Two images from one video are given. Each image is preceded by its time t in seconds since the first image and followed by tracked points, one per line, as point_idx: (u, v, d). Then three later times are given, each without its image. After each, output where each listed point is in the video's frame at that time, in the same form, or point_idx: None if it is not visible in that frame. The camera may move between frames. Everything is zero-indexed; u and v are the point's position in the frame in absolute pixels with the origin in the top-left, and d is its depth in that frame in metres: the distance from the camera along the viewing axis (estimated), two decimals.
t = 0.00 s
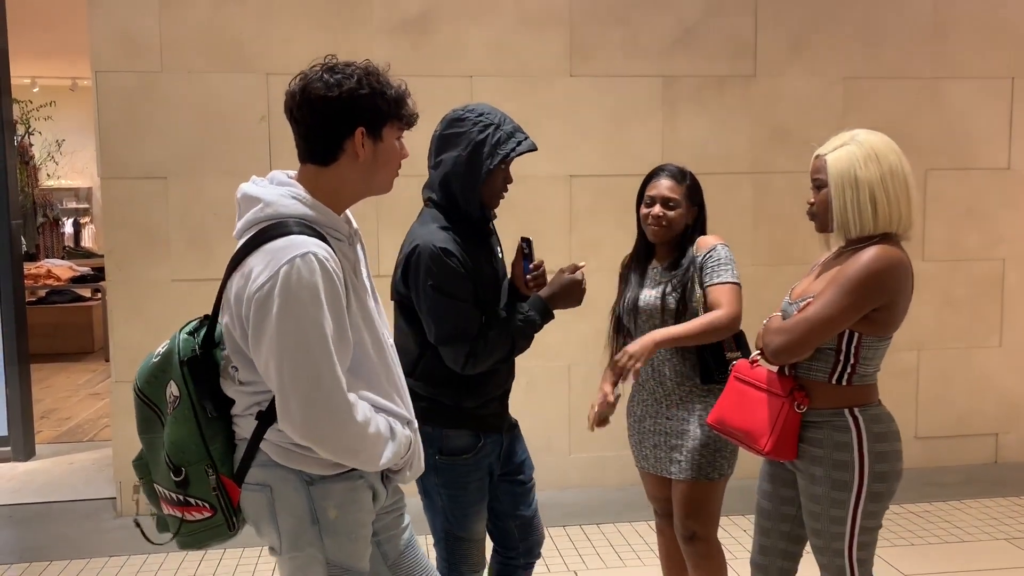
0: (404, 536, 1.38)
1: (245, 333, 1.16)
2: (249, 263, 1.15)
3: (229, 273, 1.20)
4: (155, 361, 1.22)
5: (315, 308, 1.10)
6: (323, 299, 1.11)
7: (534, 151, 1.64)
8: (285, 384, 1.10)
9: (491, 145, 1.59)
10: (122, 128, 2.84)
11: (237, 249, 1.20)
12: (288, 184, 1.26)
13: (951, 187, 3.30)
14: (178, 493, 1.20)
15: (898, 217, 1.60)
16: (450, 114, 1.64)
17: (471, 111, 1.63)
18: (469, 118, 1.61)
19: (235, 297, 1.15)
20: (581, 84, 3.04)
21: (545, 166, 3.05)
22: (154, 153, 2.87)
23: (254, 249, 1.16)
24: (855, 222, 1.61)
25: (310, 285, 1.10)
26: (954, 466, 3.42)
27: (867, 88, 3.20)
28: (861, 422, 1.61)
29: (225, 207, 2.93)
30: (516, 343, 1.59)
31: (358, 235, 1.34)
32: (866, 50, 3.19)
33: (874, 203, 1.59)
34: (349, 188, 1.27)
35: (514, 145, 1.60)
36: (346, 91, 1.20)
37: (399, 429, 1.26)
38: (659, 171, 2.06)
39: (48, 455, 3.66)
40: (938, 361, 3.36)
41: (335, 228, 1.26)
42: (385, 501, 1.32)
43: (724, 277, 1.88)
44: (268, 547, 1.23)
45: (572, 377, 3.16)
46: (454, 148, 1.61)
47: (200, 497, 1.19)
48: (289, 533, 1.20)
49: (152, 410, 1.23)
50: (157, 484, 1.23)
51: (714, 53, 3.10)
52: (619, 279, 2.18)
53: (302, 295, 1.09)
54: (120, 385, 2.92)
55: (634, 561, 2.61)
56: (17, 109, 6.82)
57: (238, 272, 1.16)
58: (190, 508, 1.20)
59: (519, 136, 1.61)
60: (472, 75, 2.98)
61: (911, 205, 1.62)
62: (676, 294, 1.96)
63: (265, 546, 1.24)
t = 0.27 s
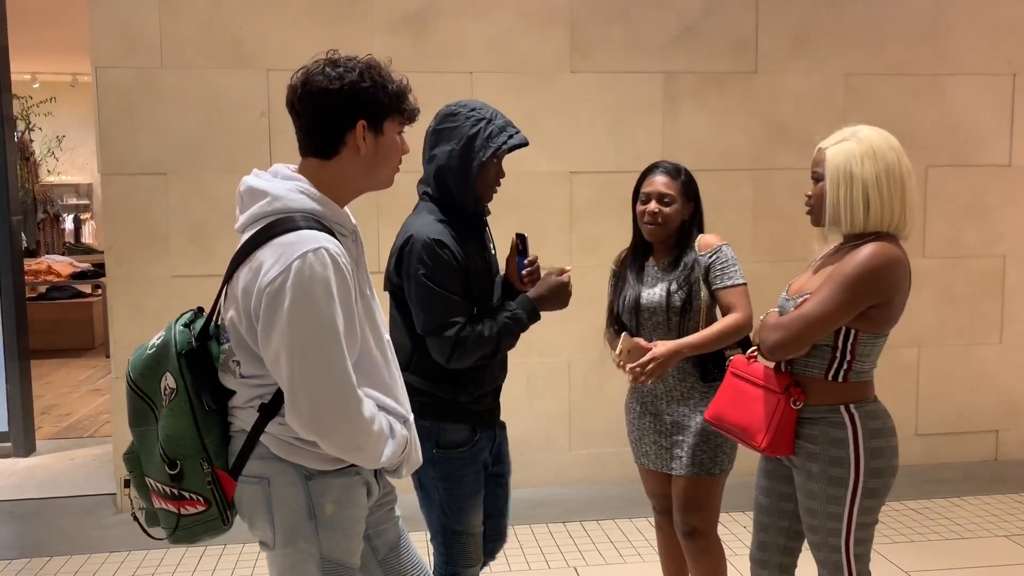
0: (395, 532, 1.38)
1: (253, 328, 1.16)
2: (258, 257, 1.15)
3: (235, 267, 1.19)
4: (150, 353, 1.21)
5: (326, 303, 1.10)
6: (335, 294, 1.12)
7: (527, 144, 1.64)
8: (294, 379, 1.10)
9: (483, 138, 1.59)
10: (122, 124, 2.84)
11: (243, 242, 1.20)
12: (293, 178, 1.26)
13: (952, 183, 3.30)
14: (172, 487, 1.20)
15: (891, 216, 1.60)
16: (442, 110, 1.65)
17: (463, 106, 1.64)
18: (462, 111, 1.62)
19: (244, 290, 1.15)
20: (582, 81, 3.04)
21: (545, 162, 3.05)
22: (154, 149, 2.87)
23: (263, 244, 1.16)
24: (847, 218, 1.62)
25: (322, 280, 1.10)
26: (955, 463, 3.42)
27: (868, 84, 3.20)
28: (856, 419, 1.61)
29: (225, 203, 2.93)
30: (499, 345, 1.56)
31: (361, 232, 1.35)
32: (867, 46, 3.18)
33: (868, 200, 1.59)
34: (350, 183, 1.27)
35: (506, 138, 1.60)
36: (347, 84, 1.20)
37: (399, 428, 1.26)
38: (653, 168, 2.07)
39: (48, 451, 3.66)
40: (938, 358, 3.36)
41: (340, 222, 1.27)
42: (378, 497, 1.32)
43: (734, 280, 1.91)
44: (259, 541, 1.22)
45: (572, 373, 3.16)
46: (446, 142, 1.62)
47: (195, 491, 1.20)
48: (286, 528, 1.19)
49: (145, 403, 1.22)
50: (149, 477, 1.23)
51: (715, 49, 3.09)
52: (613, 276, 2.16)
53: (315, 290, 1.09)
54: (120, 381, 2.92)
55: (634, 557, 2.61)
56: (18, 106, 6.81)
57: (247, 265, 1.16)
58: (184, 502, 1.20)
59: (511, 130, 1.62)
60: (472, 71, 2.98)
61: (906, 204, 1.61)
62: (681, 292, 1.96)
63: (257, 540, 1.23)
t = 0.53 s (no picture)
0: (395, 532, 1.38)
1: (255, 325, 1.16)
2: (261, 254, 1.15)
3: (238, 264, 1.19)
4: (152, 351, 1.21)
5: (329, 300, 1.10)
6: (337, 292, 1.12)
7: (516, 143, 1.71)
8: (296, 376, 1.10)
9: (478, 136, 1.65)
10: (122, 122, 2.84)
11: (246, 240, 1.20)
12: (295, 176, 1.26)
13: (952, 183, 3.29)
14: (173, 485, 1.21)
15: (887, 215, 1.60)
16: (437, 109, 1.70)
17: (457, 106, 1.70)
18: (457, 110, 1.68)
19: (246, 288, 1.15)
20: (582, 79, 3.04)
21: (545, 161, 3.05)
22: (154, 147, 2.87)
23: (265, 241, 1.16)
24: (845, 217, 1.62)
25: (325, 277, 1.10)
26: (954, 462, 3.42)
27: (868, 83, 3.20)
28: (852, 417, 1.61)
29: (225, 201, 2.93)
30: (444, 355, 1.52)
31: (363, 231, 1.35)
32: (868, 45, 3.18)
33: (865, 199, 1.59)
34: (350, 181, 1.27)
35: (499, 136, 1.67)
36: (349, 81, 1.20)
37: (400, 427, 1.26)
38: (649, 167, 2.07)
39: (48, 449, 3.66)
40: (938, 357, 3.36)
41: (342, 220, 1.27)
42: (378, 496, 1.32)
43: (733, 279, 1.92)
44: (260, 538, 1.22)
45: (572, 372, 3.16)
46: (442, 138, 1.66)
47: (196, 488, 1.20)
48: (286, 525, 1.20)
49: (147, 400, 1.22)
50: (151, 474, 1.23)
51: (716, 49, 3.09)
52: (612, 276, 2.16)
53: (317, 287, 1.09)
54: (120, 379, 2.93)
55: (635, 556, 2.61)
56: (18, 104, 6.82)
57: (250, 262, 1.16)
58: (185, 500, 1.21)
59: (502, 128, 1.68)
60: (473, 70, 2.98)
61: (904, 203, 1.61)
62: (682, 291, 1.96)
63: (258, 538, 1.23)
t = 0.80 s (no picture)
0: (398, 532, 1.38)
1: (255, 322, 1.16)
2: (261, 251, 1.15)
3: (239, 262, 1.19)
4: (157, 348, 1.21)
5: (328, 298, 1.10)
6: (337, 290, 1.12)
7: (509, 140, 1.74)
8: (296, 374, 1.10)
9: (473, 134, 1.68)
10: (124, 122, 2.84)
11: (248, 237, 1.20)
12: (298, 175, 1.26)
13: (953, 184, 3.29)
14: (175, 482, 1.20)
15: (886, 213, 1.59)
16: (431, 110, 1.72)
17: (451, 106, 1.72)
18: (452, 109, 1.71)
19: (247, 285, 1.15)
20: (583, 80, 3.04)
21: (546, 161, 3.05)
22: (156, 147, 2.87)
23: (266, 239, 1.16)
24: (843, 217, 1.62)
25: (324, 275, 1.10)
26: (955, 464, 3.41)
27: (869, 85, 3.20)
28: (846, 418, 1.61)
29: (226, 201, 2.94)
30: (443, 351, 1.53)
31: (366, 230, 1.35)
32: (869, 47, 3.18)
33: (862, 199, 1.59)
34: (355, 180, 1.27)
35: (493, 134, 1.71)
36: (352, 80, 1.20)
37: (401, 428, 1.26)
38: (645, 169, 2.07)
39: (48, 449, 3.66)
40: (939, 358, 3.35)
41: (344, 219, 1.27)
42: (381, 498, 1.32)
43: (733, 280, 1.94)
44: (262, 538, 1.23)
45: (572, 373, 3.15)
46: (438, 137, 1.68)
47: (197, 486, 1.20)
48: (285, 524, 1.20)
49: (150, 398, 1.22)
50: (154, 472, 1.23)
51: (717, 49, 3.09)
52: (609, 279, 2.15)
53: (317, 285, 1.09)
54: (120, 379, 2.93)
55: (635, 557, 2.60)
56: (20, 105, 6.82)
57: (251, 260, 1.16)
58: (187, 497, 1.21)
59: (496, 126, 1.72)
60: (474, 71, 2.98)
61: (903, 204, 1.60)
62: (678, 291, 1.95)
63: (259, 538, 1.23)
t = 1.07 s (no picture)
0: (401, 534, 1.38)
1: (257, 323, 1.16)
2: (263, 252, 1.15)
3: (242, 263, 1.20)
4: (160, 348, 1.21)
5: (329, 299, 1.10)
6: (338, 291, 1.12)
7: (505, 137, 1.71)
8: (297, 375, 1.10)
9: (465, 134, 1.65)
10: (125, 124, 2.84)
11: (252, 238, 1.20)
12: (302, 176, 1.26)
13: (953, 186, 3.29)
14: (177, 482, 1.20)
15: (875, 215, 1.59)
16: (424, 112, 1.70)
17: (443, 107, 1.70)
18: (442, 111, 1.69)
19: (249, 286, 1.15)
20: (584, 82, 3.04)
21: (547, 163, 3.05)
22: (157, 148, 2.87)
23: (269, 239, 1.16)
24: (831, 218, 1.62)
25: (326, 276, 1.10)
26: (955, 465, 3.41)
27: (870, 86, 3.20)
28: (842, 418, 1.61)
29: (227, 202, 2.94)
30: (488, 341, 1.56)
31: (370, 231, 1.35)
32: (870, 48, 3.18)
33: (851, 200, 1.59)
34: (359, 183, 1.27)
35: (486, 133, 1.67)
36: (358, 82, 1.21)
37: (402, 432, 1.26)
38: (643, 171, 2.07)
39: (49, 451, 3.66)
40: (939, 360, 3.35)
41: (348, 220, 1.27)
42: (384, 499, 1.32)
43: (731, 286, 1.94)
44: (263, 539, 1.23)
45: (572, 374, 3.15)
46: (432, 140, 1.67)
47: (199, 486, 1.20)
48: (286, 526, 1.20)
49: (155, 398, 1.22)
50: (156, 471, 1.23)
51: (717, 51, 3.10)
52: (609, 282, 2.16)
53: (318, 286, 1.09)
54: (121, 380, 2.92)
55: (636, 559, 2.60)
56: (20, 106, 6.82)
57: (253, 260, 1.16)
58: (189, 497, 1.21)
59: (489, 124, 1.68)
60: (475, 72, 2.98)
61: (891, 205, 1.60)
62: (674, 292, 1.95)
63: (260, 539, 1.23)
